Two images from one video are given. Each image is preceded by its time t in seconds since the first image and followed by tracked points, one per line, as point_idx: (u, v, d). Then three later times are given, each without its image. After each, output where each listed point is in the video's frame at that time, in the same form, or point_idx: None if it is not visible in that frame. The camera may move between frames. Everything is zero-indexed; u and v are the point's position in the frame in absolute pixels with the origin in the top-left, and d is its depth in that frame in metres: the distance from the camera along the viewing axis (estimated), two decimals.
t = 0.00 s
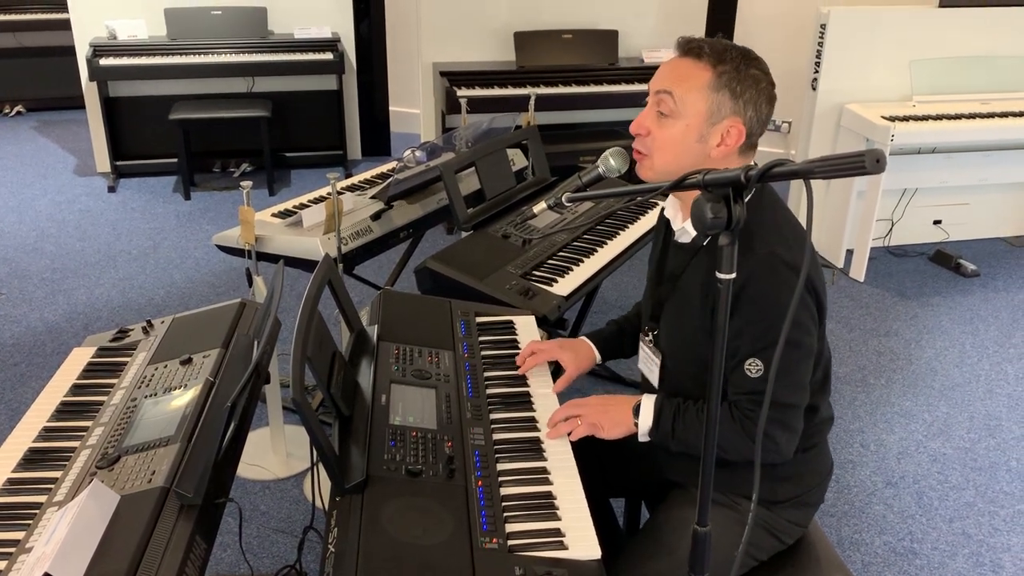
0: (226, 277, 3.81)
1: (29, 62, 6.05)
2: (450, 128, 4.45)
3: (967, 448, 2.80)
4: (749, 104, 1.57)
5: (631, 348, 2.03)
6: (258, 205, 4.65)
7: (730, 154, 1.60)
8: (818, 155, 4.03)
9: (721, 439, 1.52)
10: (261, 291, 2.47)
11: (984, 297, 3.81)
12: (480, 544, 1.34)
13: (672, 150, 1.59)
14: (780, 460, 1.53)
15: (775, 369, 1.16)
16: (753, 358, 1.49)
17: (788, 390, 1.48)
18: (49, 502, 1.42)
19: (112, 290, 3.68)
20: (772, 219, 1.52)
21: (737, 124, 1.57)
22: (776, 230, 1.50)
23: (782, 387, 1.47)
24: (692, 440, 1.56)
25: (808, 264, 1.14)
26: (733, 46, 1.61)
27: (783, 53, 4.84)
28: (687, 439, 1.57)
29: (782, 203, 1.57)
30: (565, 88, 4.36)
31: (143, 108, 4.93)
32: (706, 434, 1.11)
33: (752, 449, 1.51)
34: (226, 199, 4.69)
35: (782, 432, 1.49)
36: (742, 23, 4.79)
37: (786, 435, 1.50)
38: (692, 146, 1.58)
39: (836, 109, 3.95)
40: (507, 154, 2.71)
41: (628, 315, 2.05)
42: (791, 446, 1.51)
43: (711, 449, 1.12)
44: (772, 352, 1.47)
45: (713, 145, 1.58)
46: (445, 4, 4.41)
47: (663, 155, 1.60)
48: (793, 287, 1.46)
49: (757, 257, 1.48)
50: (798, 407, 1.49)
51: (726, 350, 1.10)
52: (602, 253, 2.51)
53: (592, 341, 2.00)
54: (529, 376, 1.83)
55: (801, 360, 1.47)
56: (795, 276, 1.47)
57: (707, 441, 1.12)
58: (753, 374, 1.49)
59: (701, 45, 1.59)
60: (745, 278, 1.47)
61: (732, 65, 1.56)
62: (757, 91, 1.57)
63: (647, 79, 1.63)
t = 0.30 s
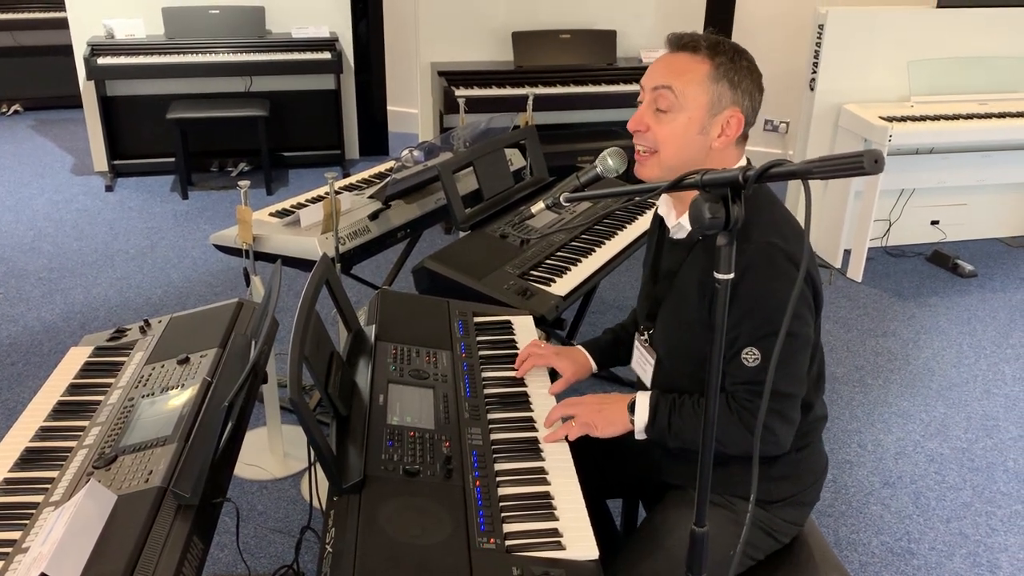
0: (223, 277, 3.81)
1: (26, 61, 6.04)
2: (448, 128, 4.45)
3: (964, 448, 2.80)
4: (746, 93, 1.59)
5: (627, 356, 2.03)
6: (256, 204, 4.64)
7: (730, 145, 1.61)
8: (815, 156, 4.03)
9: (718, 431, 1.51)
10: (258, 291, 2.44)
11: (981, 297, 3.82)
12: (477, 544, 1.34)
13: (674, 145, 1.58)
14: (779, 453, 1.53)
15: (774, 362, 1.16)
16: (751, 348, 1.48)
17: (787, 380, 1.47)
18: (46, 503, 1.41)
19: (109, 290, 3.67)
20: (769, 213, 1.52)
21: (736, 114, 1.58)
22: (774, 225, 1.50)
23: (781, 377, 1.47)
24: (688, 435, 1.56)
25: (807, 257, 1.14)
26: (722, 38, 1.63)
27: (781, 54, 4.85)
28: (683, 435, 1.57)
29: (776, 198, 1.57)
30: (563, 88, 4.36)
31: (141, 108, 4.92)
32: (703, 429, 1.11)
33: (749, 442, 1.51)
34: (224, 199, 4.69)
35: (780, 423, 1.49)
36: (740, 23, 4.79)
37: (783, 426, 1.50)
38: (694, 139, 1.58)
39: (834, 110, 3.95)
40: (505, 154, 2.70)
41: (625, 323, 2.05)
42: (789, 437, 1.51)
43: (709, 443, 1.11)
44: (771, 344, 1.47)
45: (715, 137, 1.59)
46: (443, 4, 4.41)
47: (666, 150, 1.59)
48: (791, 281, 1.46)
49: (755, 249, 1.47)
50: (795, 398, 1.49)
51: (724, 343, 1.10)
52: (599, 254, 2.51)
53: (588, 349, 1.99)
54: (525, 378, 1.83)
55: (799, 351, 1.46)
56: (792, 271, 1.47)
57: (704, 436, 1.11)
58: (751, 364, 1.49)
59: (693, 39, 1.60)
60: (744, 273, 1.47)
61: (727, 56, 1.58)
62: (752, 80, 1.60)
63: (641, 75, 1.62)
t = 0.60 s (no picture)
0: (221, 276, 3.80)
1: (23, 60, 6.03)
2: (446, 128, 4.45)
3: (961, 448, 2.80)
4: (741, 92, 1.61)
5: (625, 351, 2.03)
6: (254, 204, 4.64)
7: (727, 144, 1.62)
8: (814, 156, 4.04)
9: (719, 425, 1.51)
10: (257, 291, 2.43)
11: (979, 297, 3.82)
12: (477, 544, 1.34)
13: (674, 143, 1.58)
14: (781, 447, 1.54)
15: (774, 357, 1.16)
16: (752, 343, 1.48)
17: (787, 373, 1.47)
18: (44, 502, 1.41)
19: (108, 289, 3.67)
20: (768, 209, 1.53)
21: (733, 112, 1.60)
22: (772, 221, 1.51)
23: (782, 370, 1.47)
24: (689, 432, 1.57)
25: (807, 254, 1.14)
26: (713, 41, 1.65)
27: (779, 54, 4.85)
28: (684, 433, 1.57)
29: (773, 197, 1.57)
30: (561, 88, 4.36)
31: (139, 107, 4.91)
32: (703, 425, 1.11)
33: (751, 436, 1.51)
34: (222, 198, 4.69)
35: (782, 415, 1.49)
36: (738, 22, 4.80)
37: (785, 418, 1.50)
38: (693, 137, 1.58)
39: (832, 109, 3.95)
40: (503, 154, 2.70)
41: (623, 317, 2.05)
42: (791, 430, 1.51)
43: (709, 438, 1.11)
44: (771, 338, 1.47)
45: (713, 135, 1.60)
46: (442, 3, 4.41)
47: (665, 148, 1.59)
48: (791, 275, 1.47)
49: (754, 244, 1.48)
50: (797, 391, 1.49)
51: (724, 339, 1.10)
52: (597, 254, 2.51)
53: (587, 342, 2.00)
54: (525, 376, 1.84)
55: (800, 344, 1.47)
56: (791, 266, 1.47)
57: (704, 432, 1.11)
58: (752, 358, 1.49)
59: (687, 39, 1.61)
60: (743, 269, 1.48)
61: (721, 56, 1.59)
62: (745, 80, 1.62)
63: (637, 76, 1.62)
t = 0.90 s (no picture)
0: (219, 275, 3.80)
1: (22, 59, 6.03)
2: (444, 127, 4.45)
3: (959, 446, 2.81)
4: (733, 82, 1.62)
5: (622, 351, 2.03)
6: (252, 203, 4.64)
7: (722, 135, 1.63)
8: (811, 155, 4.04)
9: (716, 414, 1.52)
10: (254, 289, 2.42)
11: (977, 296, 3.83)
12: (474, 543, 1.34)
13: (674, 139, 1.58)
14: (777, 436, 1.54)
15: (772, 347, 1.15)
16: (748, 331, 1.48)
17: (784, 360, 1.48)
18: (42, 501, 1.41)
19: (106, 288, 3.67)
20: (761, 200, 1.53)
21: (728, 102, 1.61)
22: (767, 212, 1.51)
23: (781, 359, 1.47)
24: (685, 423, 1.57)
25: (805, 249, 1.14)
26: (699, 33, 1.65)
27: (777, 53, 4.85)
28: (681, 425, 1.57)
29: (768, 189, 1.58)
30: (559, 87, 4.36)
31: (137, 106, 4.91)
32: (700, 416, 1.10)
33: (751, 426, 1.51)
34: (219, 197, 4.68)
35: (779, 403, 1.49)
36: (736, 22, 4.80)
37: (782, 405, 1.50)
38: (691, 131, 1.59)
39: (830, 109, 3.95)
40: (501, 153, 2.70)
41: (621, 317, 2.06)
42: (787, 418, 1.52)
43: (706, 432, 1.11)
44: (768, 326, 1.47)
45: (710, 127, 1.61)
46: (440, 2, 4.41)
47: (664, 145, 1.59)
48: (786, 266, 1.47)
49: (749, 234, 1.48)
50: (793, 378, 1.49)
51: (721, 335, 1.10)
52: (595, 253, 2.50)
53: (586, 341, 2.00)
54: (523, 374, 1.84)
55: (796, 333, 1.47)
56: (786, 257, 1.48)
57: (701, 423, 1.11)
58: (749, 347, 1.49)
59: (676, 34, 1.61)
60: (738, 259, 1.48)
61: (712, 48, 1.60)
62: (735, 70, 1.63)
63: (629, 73, 1.60)
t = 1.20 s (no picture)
0: (216, 273, 3.80)
1: (20, 57, 6.02)
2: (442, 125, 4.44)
3: (957, 445, 2.81)
4: (731, 85, 1.62)
5: (623, 351, 2.03)
6: (250, 201, 4.63)
7: (720, 136, 1.63)
8: (809, 153, 4.04)
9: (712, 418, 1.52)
10: (252, 287, 2.43)
11: (974, 294, 3.83)
12: (473, 541, 1.34)
13: (671, 138, 1.59)
14: (774, 438, 1.54)
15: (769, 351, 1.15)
16: (743, 335, 1.48)
17: (780, 365, 1.48)
18: (40, 499, 1.41)
19: (103, 286, 3.66)
20: (757, 204, 1.53)
21: (726, 104, 1.61)
22: (762, 215, 1.51)
23: (777, 361, 1.47)
24: (683, 425, 1.57)
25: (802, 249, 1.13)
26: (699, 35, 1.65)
27: (775, 51, 4.86)
28: (679, 427, 1.57)
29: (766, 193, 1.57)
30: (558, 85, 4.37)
31: (134, 104, 4.90)
32: (699, 417, 1.10)
33: (747, 429, 1.52)
34: (217, 195, 4.68)
35: (776, 406, 1.50)
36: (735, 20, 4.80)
37: (778, 409, 1.50)
38: (689, 131, 1.59)
39: (828, 107, 3.96)
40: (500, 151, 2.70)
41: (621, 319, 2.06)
42: (785, 421, 1.52)
43: (705, 434, 1.11)
44: (763, 330, 1.47)
45: (708, 128, 1.61)
46: None
47: (662, 144, 1.59)
48: (780, 270, 1.46)
49: (744, 238, 1.48)
50: (790, 382, 1.49)
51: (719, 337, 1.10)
52: (593, 251, 2.50)
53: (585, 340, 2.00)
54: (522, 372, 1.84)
55: (792, 337, 1.47)
56: (782, 261, 1.47)
57: (699, 424, 1.11)
58: (744, 351, 1.49)
59: (676, 34, 1.61)
60: (733, 263, 1.48)
61: (711, 50, 1.60)
62: (734, 72, 1.63)
63: (629, 72, 1.60)
